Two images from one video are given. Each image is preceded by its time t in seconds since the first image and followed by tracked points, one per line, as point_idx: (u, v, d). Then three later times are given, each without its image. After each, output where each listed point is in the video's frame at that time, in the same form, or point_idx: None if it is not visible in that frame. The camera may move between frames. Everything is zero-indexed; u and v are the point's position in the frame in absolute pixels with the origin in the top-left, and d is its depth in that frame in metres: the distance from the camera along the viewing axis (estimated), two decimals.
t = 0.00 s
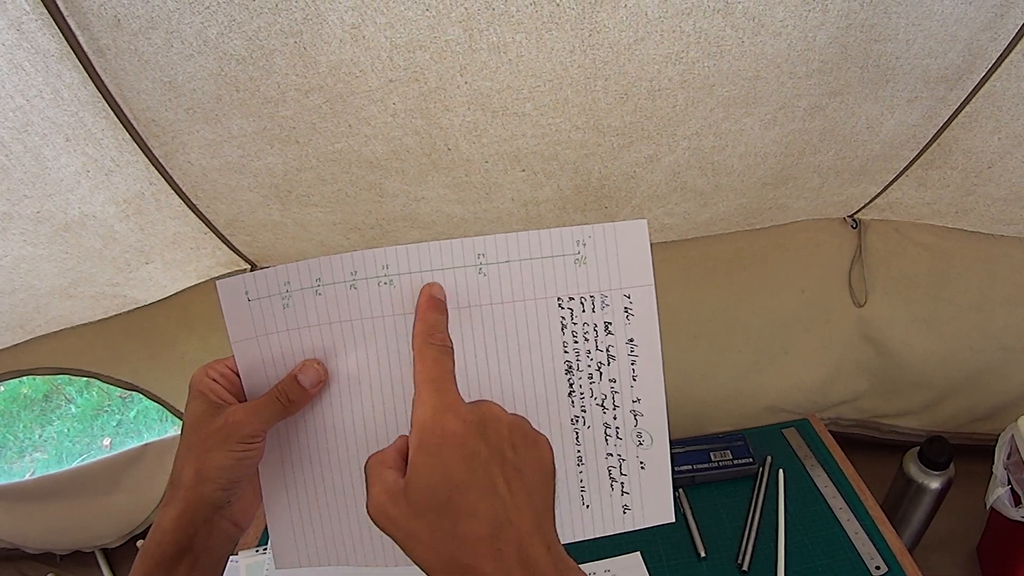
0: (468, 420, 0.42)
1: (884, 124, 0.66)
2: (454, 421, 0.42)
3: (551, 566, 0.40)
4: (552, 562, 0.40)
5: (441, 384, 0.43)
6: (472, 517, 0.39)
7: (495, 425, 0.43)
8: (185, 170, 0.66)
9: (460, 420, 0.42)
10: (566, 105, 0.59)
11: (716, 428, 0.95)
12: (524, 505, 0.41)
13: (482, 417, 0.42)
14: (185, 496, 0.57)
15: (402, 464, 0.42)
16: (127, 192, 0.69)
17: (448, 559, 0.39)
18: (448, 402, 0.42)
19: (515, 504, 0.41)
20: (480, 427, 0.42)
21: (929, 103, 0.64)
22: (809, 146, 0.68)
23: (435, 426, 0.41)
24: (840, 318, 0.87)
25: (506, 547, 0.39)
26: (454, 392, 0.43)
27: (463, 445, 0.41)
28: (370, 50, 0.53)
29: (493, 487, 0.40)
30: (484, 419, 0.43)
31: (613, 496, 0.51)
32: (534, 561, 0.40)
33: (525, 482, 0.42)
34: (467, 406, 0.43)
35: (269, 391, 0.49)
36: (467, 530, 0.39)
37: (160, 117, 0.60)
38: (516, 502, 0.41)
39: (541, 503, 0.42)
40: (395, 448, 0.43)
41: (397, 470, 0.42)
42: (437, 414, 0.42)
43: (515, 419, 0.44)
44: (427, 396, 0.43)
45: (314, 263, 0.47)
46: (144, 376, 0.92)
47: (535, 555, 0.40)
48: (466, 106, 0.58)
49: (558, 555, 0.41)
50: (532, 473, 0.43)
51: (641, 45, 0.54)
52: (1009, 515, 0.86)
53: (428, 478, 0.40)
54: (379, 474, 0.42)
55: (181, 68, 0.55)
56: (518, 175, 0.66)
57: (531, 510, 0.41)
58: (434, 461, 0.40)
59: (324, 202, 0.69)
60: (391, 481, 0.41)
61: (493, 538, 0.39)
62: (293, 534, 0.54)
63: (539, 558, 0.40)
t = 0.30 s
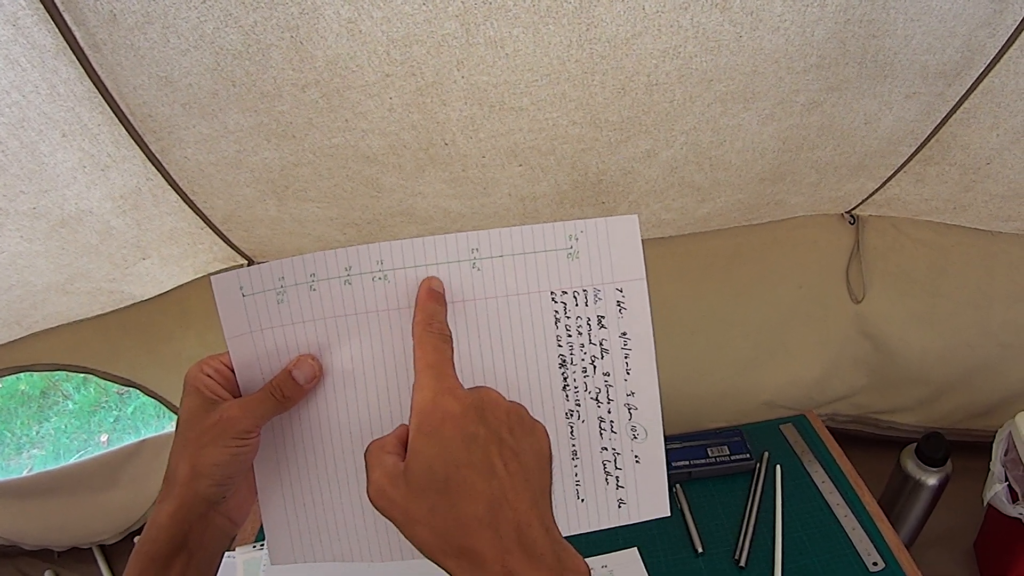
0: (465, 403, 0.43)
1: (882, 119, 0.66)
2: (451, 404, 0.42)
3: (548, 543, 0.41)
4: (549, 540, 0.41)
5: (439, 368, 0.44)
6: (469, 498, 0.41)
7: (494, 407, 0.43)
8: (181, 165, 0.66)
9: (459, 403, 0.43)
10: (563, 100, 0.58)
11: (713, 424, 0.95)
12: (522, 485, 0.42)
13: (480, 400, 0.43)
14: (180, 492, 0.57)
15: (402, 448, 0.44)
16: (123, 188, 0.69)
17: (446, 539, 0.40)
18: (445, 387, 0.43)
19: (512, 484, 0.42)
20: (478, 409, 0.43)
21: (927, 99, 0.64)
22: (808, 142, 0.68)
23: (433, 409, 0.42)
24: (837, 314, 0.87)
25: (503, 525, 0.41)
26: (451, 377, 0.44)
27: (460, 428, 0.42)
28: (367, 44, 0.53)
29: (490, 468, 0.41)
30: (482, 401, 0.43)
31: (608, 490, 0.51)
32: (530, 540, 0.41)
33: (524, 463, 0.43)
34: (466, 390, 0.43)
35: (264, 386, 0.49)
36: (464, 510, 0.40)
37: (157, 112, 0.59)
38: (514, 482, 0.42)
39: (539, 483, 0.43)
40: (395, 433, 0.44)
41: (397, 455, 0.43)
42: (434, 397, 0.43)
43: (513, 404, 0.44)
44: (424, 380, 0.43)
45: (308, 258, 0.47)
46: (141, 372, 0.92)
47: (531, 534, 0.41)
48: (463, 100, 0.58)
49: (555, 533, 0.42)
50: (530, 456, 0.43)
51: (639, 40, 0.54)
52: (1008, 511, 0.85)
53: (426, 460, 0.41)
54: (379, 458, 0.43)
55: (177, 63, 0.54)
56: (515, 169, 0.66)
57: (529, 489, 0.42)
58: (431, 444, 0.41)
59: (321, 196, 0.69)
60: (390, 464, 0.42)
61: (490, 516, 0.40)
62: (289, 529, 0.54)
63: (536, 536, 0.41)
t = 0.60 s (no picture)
0: (465, 395, 0.43)
1: (880, 113, 0.66)
2: (451, 396, 0.43)
3: (547, 535, 0.41)
4: (548, 532, 0.41)
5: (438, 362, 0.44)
6: (468, 489, 0.40)
7: (493, 400, 0.44)
8: (178, 159, 0.66)
9: (458, 395, 0.43)
10: (561, 92, 0.58)
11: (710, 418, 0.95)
12: (522, 477, 0.42)
13: (481, 392, 0.43)
14: (177, 485, 0.57)
15: (401, 442, 0.44)
16: (120, 182, 0.69)
17: (445, 531, 0.40)
18: (445, 379, 0.43)
19: (512, 475, 0.42)
20: (478, 402, 0.43)
21: (925, 93, 0.64)
22: (806, 135, 0.68)
23: (433, 401, 0.42)
24: (835, 308, 0.87)
25: (503, 517, 0.40)
26: (451, 370, 0.44)
27: (460, 420, 0.42)
28: (364, 36, 0.52)
29: (490, 459, 0.41)
30: (481, 394, 0.43)
31: (606, 482, 0.51)
32: (530, 531, 0.41)
33: (524, 455, 0.43)
34: (466, 382, 0.44)
35: (261, 378, 0.49)
36: (464, 502, 0.40)
37: (153, 105, 0.59)
38: (514, 474, 0.42)
39: (539, 475, 0.43)
40: (394, 427, 0.44)
41: (395, 447, 0.43)
42: (434, 389, 0.43)
43: (513, 397, 0.45)
44: (424, 373, 0.44)
45: (305, 250, 0.47)
46: (139, 367, 0.92)
47: (530, 525, 0.41)
48: (460, 93, 0.58)
49: (554, 526, 0.42)
50: (530, 449, 0.44)
51: (636, 32, 0.54)
52: (1004, 506, 0.85)
53: (425, 451, 0.41)
54: (377, 450, 0.43)
55: (174, 56, 0.54)
56: (513, 162, 0.66)
57: (528, 481, 0.42)
58: (431, 435, 0.41)
59: (318, 189, 0.69)
60: (389, 456, 0.42)
61: (490, 508, 0.40)
62: (286, 522, 0.54)
63: (535, 528, 0.41)
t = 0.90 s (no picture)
0: (463, 390, 0.43)
1: (881, 108, 0.66)
2: (448, 390, 0.42)
3: (545, 531, 0.41)
4: (545, 528, 0.41)
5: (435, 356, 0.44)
6: (465, 484, 0.40)
7: (491, 395, 0.43)
8: (176, 154, 0.65)
9: (456, 389, 0.43)
10: (561, 86, 0.58)
11: (710, 413, 0.95)
12: (519, 472, 0.41)
13: (477, 387, 0.43)
14: (174, 478, 0.57)
15: (398, 437, 0.44)
16: (118, 176, 0.69)
17: (441, 526, 0.40)
18: (442, 374, 0.43)
19: (510, 470, 0.41)
20: (476, 396, 0.43)
21: (927, 87, 0.64)
22: (806, 130, 0.67)
23: (429, 396, 0.42)
24: (834, 303, 0.86)
25: (500, 513, 0.40)
26: (448, 364, 0.44)
27: (457, 414, 0.42)
28: (362, 29, 0.52)
29: (487, 454, 0.41)
30: (479, 388, 0.43)
31: (605, 476, 0.51)
32: (527, 527, 0.40)
33: (522, 450, 0.43)
34: (464, 376, 0.43)
35: (258, 371, 0.49)
36: (460, 497, 0.40)
37: (151, 100, 0.59)
38: (512, 469, 0.41)
39: (537, 470, 0.43)
40: (391, 422, 0.45)
41: (392, 443, 0.43)
42: (431, 384, 0.43)
43: (511, 392, 0.44)
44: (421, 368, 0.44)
45: (302, 242, 0.47)
46: (137, 362, 0.92)
47: (527, 521, 0.40)
48: (459, 86, 0.57)
49: (552, 522, 0.42)
50: (528, 444, 0.43)
51: (637, 26, 0.53)
52: (1004, 502, 0.85)
53: (422, 447, 0.41)
54: (374, 445, 0.43)
55: (172, 50, 0.54)
56: (512, 156, 0.65)
57: (526, 476, 0.41)
58: (428, 430, 0.41)
59: (317, 183, 0.68)
60: (385, 452, 0.42)
61: (486, 504, 0.40)
62: (284, 516, 0.53)
63: (532, 524, 0.40)
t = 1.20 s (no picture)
0: (462, 381, 0.42)
1: (881, 101, 0.65)
2: (447, 382, 0.42)
3: (547, 528, 0.40)
4: (547, 524, 0.41)
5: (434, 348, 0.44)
6: (465, 479, 0.40)
7: (492, 387, 0.43)
8: (174, 149, 0.65)
9: (455, 381, 0.42)
10: (560, 78, 0.58)
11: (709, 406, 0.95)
12: (520, 466, 0.41)
13: (476, 378, 0.43)
14: (173, 473, 0.57)
15: (395, 430, 0.44)
16: (115, 172, 0.69)
17: (440, 522, 0.40)
18: (440, 365, 0.43)
19: (510, 464, 0.41)
20: (475, 388, 0.42)
21: (926, 81, 0.63)
22: (805, 123, 0.67)
23: (427, 388, 0.42)
24: (834, 297, 0.86)
25: (501, 509, 0.40)
26: (447, 355, 0.44)
27: (456, 406, 0.41)
28: (359, 22, 0.52)
29: (487, 448, 0.41)
30: (479, 379, 0.43)
31: (604, 468, 0.51)
32: (529, 524, 0.40)
33: (522, 444, 0.42)
34: (463, 367, 0.43)
35: (257, 364, 0.49)
36: (460, 492, 0.40)
37: (148, 95, 0.59)
38: (513, 464, 0.41)
39: (537, 464, 0.42)
40: (388, 415, 0.44)
41: (389, 436, 0.43)
42: (429, 375, 0.42)
43: (512, 383, 0.44)
44: (419, 358, 0.43)
45: (302, 233, 0.47)
46: (136, 358, 0.92)
47: (528, 517, 0.40)
48: (457, 79, 0.57)
49: (553, 517, 0.42)
50: (528, 436, 0.43)
51: (636, 18, 0.53)
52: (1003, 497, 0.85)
53: (420, 440, 0.41)
54: (371, 439, 0.43)
55: (168, 44, 0.54)
56: (511, 149, 0.65)
57: (526, 471, 0.41)
58: (426, 423, 0.41)
59: (314, 177, 0.68)
60: (383, 445, 0.42)
61: (487, 500, 0.40)
62: (283, 510, 0.53)
63: (533, 520, 0.40)
